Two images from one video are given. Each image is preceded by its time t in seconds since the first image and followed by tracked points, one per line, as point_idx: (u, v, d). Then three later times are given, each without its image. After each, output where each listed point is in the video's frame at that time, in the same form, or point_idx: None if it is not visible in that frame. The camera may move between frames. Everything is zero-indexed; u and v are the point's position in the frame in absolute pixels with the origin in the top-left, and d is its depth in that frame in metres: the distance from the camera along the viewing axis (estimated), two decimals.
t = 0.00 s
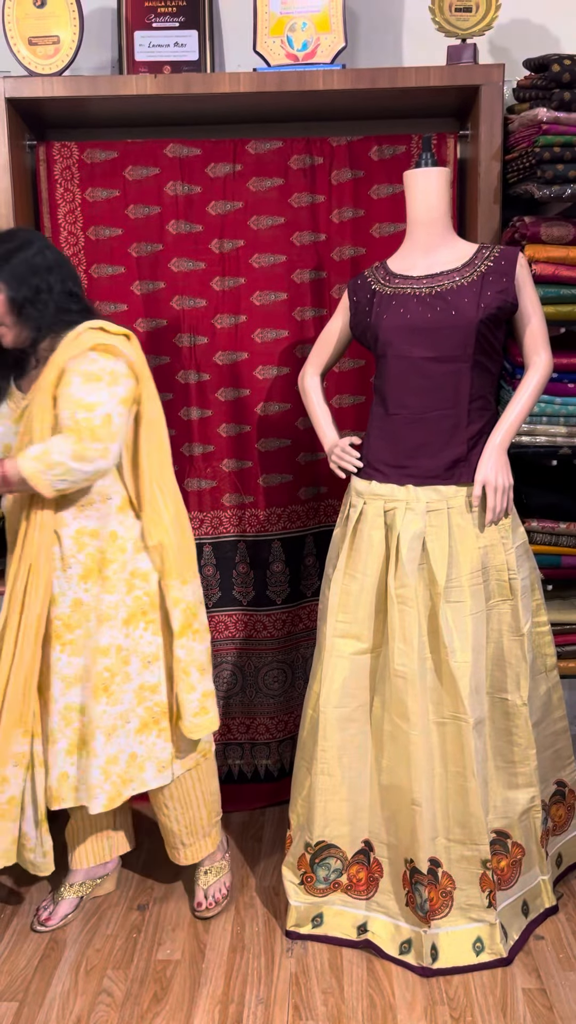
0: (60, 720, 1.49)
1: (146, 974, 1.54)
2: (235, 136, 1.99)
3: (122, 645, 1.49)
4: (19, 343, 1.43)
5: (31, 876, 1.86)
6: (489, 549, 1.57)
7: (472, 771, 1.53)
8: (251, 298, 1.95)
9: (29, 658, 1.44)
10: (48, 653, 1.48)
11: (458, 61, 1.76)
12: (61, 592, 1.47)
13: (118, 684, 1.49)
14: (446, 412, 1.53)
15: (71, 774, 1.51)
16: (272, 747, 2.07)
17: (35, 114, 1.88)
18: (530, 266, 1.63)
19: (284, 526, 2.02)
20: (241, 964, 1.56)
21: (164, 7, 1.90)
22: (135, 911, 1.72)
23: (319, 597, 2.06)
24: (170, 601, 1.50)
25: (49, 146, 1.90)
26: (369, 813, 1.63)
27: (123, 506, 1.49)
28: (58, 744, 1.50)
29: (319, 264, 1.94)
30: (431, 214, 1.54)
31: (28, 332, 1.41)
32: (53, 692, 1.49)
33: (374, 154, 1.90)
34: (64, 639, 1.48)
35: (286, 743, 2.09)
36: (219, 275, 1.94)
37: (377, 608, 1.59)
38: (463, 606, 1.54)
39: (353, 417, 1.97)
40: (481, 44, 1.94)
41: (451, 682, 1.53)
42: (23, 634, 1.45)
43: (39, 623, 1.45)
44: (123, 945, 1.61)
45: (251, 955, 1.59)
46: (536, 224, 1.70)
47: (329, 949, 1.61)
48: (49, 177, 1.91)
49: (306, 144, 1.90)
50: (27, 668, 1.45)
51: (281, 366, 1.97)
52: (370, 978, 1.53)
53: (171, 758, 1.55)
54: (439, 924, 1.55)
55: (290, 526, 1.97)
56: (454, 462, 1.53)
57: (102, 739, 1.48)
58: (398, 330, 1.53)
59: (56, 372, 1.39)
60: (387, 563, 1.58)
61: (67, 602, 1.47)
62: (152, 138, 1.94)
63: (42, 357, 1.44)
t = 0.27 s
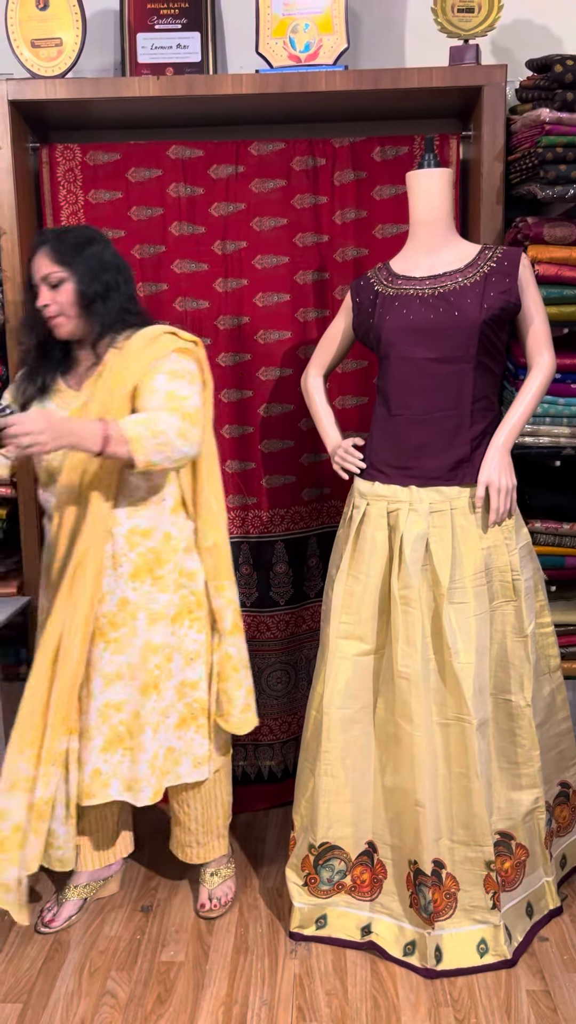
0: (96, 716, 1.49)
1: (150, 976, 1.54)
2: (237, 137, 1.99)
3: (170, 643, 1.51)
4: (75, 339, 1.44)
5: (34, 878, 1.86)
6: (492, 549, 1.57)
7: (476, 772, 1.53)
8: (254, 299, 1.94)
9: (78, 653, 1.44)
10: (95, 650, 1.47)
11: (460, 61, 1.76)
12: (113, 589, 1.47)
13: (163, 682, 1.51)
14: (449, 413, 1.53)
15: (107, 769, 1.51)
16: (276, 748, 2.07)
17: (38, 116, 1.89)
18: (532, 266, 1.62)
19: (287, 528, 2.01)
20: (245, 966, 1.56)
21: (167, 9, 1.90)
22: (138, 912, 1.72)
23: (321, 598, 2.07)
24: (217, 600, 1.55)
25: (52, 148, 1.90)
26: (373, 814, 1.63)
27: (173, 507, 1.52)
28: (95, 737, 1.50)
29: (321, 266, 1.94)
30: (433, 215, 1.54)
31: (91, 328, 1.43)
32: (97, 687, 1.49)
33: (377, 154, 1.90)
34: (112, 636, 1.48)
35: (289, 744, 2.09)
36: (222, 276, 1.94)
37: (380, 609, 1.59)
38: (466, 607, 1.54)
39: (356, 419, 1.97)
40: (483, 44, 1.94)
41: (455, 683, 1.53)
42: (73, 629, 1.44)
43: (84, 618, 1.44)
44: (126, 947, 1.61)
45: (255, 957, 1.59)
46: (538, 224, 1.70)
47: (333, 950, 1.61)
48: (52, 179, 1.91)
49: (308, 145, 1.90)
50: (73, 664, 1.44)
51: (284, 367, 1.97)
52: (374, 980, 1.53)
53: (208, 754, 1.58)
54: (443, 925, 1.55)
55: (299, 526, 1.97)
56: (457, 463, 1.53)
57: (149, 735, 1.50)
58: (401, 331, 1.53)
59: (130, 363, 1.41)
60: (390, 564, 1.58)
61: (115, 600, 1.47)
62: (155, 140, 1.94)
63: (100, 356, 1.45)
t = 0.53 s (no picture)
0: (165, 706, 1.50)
1: (161, 978, 1.53)
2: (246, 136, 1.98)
3: (245, 640, 1.53)
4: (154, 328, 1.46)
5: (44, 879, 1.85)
6: (505, 549, 1.56)
7: (489, 773, 1.52)
8: (263, 299, 1.94)
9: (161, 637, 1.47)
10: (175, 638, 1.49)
11: (471, 58, 1.75)
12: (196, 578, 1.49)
13: (233, 678, 1.52)
14: (461, 411, 1.52)
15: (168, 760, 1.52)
16: (286, 749, 2.06)
17: (46, 115, 1.88)
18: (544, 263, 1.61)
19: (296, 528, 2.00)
20: (256, 967, 1.55)
21: (175, 7, 1.89)
22: (149, 914, 1.71)
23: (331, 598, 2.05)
24: (285, 601, 1.59)
25: (61, 147, 1.89)
26: (385, 816, 1.62)
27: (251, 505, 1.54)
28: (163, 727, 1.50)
29: (331, 264, 1.93)
30: (445, 213, 1.53)
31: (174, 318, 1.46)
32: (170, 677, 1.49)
33: (387, 152, 1.89)
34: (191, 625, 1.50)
35: (299, 745, 2.08)
36: (231, 275, 1.93)
37: (392, 610, 1.58)
38: (479, 607, 1.53)
39: (365, 417, 1.96)
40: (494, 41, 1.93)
41: (468, 684, 1.52)
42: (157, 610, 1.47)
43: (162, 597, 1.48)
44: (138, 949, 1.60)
45: (266, 958, 1.58)
46: (550, 222, 1.69)
47: (345, 952, 1.60)
48: (60, 178, 1.90)
49: (317, 143, 1.89)
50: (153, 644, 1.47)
51: (294, 366, 1.96)
52: (386, 982, 1.52)
53: (245, 753, 1.56)
54: (456, 927, 1.54)
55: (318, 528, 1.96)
56: (469, 462, 1.52)
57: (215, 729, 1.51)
58: (412, 329, 1.52)
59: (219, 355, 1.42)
60: (401, 564, 1.57)
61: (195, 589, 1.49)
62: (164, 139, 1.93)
63: (182, 348, 1.45)
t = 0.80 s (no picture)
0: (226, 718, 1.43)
1: (175, 982, 1.52)
2: (257, 133, 1.97)
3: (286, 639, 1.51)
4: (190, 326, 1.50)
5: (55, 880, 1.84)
6: (520, 549, 1.54)
7: (504, 776, 1.51)
8: (275, 297, 1.93)
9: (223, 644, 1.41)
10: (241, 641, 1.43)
11: (484, 54, 1.74)
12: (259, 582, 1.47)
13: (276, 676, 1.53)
14: (476, 411, 1.50)
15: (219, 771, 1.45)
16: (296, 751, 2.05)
17: (57, 113, 1.87)
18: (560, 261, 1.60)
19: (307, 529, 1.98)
20: (270, 971, 1.54)
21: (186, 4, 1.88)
22: (161, 917, 1.70)
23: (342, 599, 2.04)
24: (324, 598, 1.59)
25: (71, 145, 1.88)
26: (399, 818, 1.61)
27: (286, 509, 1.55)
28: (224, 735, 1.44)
29: (343, 262, 1.92)
30: (459, 210, 1.52)
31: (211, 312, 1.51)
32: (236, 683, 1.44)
33: (399, 149, 1.88)
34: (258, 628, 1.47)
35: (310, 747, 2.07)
36: (242, 274, 1.92)
37: (406, 610, 1.57)
38: (494, 608, 1.51)
39: (378, 417, 1.94)
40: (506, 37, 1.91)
41: (483, 686, 1.51)
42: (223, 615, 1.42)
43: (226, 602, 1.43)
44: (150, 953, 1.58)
45: (280, 962, 1.57)
46: (565, 219, 1.67)
47: (359, 955, 1.59)
48: (71, 176, 1.89)
49: (329, 140, 1.87)
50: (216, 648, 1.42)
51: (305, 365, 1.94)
52: (401, 987, 1.51)
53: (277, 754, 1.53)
54: (471, 931, 1.53)
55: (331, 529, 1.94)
56: (484, 462, 1.51)
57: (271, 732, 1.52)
58: (427, 328, 1.50)
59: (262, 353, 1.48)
60: (416, 565, 1.55)
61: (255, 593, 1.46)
62: (174, 136, 1.92)
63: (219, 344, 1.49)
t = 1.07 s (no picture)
0: (307, 714, 1.49)
1: (189, 990, 1.50)
2: (271, 129, 1.95)
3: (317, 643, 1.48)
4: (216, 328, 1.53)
5: (66, 884, 1.82)
6: (540, 551, 1.52)
7: (524, 780, 1.48)
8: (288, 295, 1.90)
9: (280, 641, 1.46)
10: (307, 643, 1.47)
11: (502, 48, 1.71)
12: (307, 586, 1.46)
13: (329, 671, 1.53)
14: (496, 410, 1.48)
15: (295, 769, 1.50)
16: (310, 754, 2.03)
17: (68, 109, 1.85)
18: None
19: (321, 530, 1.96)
20: (286, 978, 1.52)
21: None
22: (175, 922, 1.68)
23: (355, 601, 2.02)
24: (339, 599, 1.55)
25: (83, 141, 1.86)
26: (416, 823, 1.58)
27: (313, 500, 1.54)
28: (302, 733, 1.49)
29: (357, 259, 1.89)
30: (479, 205, 1.49)
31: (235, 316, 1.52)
32: (302, 682, 1.48)
33: (414, 145, 1.85)
34: (311, 634, 1.47)
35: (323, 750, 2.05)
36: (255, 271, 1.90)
37: (424, 612, 1.55)
38: (514, 610, 1.49)
39: (394, 416, 1.92)
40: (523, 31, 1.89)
41: (503, 689, 1.49)
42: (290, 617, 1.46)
43: (289, 610, 1.46)
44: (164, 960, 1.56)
45: (296, 969, 1.54)
46: None
47: (375, 962, 1.56)
48: (82, 173, 1.88)
49: (344, 136, 1.85)
50: (281, 646, 1.46)
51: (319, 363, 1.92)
52: (419, 995, 1.48)
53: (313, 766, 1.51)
54: (490, 938, 1.51)
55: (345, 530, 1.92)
56: (504, 462, 1.49)
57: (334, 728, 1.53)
58: (446, 325, 1.48)
59: (284, 351, 1.46)
60: (434, 567, 1.53)
61: (311, 602, 1.47)
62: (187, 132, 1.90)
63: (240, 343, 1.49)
